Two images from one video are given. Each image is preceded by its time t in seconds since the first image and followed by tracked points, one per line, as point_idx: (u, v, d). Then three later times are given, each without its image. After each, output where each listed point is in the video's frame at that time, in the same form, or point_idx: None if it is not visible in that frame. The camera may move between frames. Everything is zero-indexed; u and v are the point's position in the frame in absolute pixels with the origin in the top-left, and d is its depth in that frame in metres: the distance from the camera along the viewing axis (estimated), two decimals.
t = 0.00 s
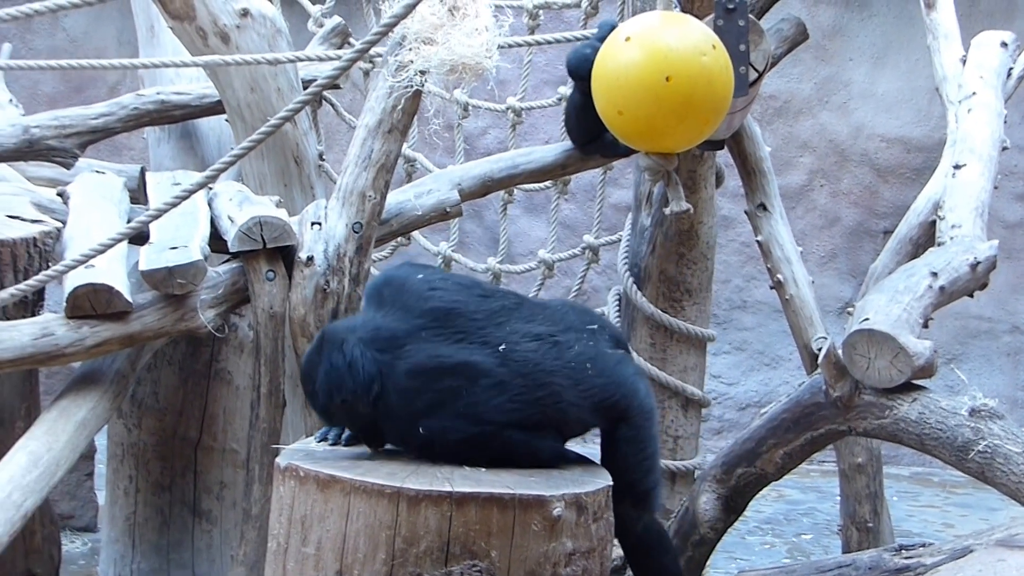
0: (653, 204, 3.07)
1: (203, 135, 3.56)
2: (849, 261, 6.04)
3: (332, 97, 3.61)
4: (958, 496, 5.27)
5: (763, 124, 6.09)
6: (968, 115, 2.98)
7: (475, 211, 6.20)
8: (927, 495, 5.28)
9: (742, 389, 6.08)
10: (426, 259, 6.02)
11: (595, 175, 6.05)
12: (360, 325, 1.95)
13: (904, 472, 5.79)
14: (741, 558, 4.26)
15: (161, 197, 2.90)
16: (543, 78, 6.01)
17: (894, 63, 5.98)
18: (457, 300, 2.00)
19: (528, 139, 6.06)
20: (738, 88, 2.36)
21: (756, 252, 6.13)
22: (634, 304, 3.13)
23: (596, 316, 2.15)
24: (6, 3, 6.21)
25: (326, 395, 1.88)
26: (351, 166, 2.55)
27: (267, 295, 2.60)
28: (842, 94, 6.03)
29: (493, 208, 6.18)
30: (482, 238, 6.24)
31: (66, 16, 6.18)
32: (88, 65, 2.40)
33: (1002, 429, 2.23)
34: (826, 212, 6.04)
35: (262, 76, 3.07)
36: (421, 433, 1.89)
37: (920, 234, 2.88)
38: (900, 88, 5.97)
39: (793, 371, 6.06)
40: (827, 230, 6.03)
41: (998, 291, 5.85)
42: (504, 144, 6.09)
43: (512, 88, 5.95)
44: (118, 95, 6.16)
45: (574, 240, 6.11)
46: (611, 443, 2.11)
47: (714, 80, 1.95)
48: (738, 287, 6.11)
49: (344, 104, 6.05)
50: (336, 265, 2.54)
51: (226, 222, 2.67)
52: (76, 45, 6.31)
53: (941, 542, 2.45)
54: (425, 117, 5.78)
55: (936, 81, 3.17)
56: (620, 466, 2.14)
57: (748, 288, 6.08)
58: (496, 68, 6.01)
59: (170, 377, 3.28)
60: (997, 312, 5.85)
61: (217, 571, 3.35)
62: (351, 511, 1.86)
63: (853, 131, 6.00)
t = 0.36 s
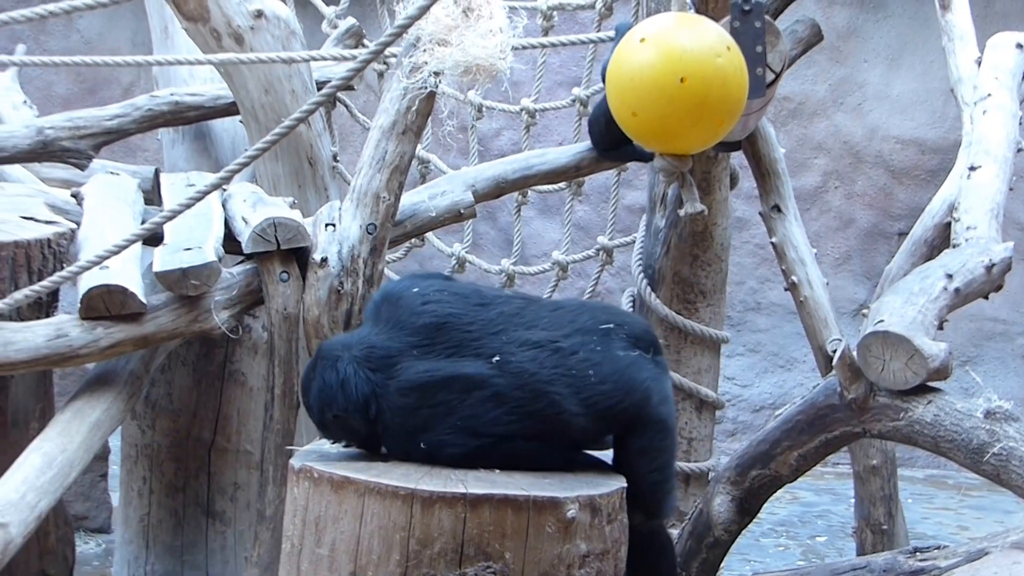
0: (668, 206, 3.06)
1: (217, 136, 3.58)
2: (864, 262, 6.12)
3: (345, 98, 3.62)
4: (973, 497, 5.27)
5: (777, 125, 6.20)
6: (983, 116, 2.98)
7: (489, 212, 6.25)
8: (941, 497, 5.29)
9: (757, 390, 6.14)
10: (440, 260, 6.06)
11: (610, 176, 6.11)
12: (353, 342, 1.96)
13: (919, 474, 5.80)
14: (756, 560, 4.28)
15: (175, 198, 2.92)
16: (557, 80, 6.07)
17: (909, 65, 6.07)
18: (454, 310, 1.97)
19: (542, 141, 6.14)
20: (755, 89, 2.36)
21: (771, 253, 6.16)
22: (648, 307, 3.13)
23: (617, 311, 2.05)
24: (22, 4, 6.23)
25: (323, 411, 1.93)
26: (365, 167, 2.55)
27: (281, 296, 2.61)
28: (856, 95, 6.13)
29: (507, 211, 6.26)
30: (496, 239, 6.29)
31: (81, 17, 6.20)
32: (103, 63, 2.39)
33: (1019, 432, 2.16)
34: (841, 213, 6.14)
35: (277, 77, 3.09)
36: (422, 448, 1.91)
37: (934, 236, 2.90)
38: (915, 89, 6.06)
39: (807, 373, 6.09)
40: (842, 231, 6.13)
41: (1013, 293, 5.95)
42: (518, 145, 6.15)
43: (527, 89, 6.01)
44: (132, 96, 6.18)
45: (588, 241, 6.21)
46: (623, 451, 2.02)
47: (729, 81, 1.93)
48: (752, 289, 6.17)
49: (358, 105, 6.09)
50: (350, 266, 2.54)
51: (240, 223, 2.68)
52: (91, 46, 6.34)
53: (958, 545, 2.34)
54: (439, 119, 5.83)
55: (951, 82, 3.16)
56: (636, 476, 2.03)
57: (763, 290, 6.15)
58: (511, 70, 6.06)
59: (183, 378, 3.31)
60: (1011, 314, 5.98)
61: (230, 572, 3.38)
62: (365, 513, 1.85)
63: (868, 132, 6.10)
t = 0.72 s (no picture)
0: (676, 206, 3.07)
1: (226, 137, 3.64)
2: (872, 265, 6.12)
3: (354, 99, 3.62)
4: (980, 499, 5.27)
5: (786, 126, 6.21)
6: (991, 117, 2.98)
7: (498, 213, 6.28)
8: (949, 498, 5.29)
9: (764, 392, 6.15)
10: (449, 260, 6.09)
11: (618, 177, 6.14)
12: (359, 346, 1.95)
13: (926, 476, 5.81)
14: (765, 561, 4.29)
15: (183, 200, 2.94)
16: (565, 81, 6.12)
17: (917, 66, 6.08)
18: (457, 312, 1.94)
19: (550, 142, 6.19)
20: (762, 90, 2.31)
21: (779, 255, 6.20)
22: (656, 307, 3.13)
23: (625, 308, 2.00)
24: (31, 5, 6.24)
25: (333, 412, 1.95)
26: (373, 168, 2.56)
27: (290, 297, 2.61)
28: (865, 97, 6.14)
29: (515, 211, 6.29)
30: (504, 240, 6.31)
31: (90, 17, 6.21)
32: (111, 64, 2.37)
33: None
34: (849, 214, 6.15)
35: (284, 78, 3.09)
36: (430, 451, 1.89)
37: (943, 238, 2.90)
38: (924, 91, 6.07)
39: (814, 374, 6.11)
40: (850, 233, 6.14)
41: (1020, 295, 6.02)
42: (526, 146, 6.18)
43: (536, 90, 6.04)
44: (141, 97, 6.19)
45: (596, 242, 6.25)
46: (633, 446, 2.00)
47: (739, 83, 1.88)
48: (761, 290, 6.21)
49: (367, 106, 6.11)
50: (359, 267, 2.55)
51: (248, 224, 2.69)
52: (99, 46, 6.34)
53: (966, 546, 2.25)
54: (448, 119, 5.85)
55: (959, 84, 3.16)
56: (647, 469, 2.03)
57: (771, 291, 6.18)
58: (520, 71, 6.09)
59: (192, 379, 3.35)
60: (1020, 315, 6.04)
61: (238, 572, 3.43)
62: (373, 514, 1.84)
63: (877, 133, 6.11)
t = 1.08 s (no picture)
0: (678, 207, 3.08)
1: (227, 137, 3.67)
2: (874, 266, 6.14)
3: (357, 98, 3.62)
4: (982, 500, 5.27)
5: (789, 128, 6.22)
6: (994, 119, 2.98)
7: (500, 214, 6.29)
8: (951, 500, 5.29)
9: (766, 393, 6.15)
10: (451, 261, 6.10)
11: (620, 178, 6.15)
12: (362, 351, 1.89)
13: (928, 477, 5.81)
14: (766, 562, 4.29)
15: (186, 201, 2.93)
16: (567, 82, 6.13)
17: (919, 67, 6.08)
18: (458, 317, 1.86)
19: (552, 143, 6.20)
20: (765, 91, 2.31)
21: (781, 256, 6.21)
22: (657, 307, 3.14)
23: (632, 313, 1.91)
24: (33, 5, 6.24)
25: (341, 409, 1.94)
26: (376, 169, 2.55)
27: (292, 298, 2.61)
28: (867, 98, 6.14)
29: (518, 212, 6.29)
30: (506, 241, 6.32)
31: (93, 17, 6.21)
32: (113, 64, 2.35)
33: None
34: (852, 216, 6.16)
35: (287, 77, 3.09)
36: (436, 456, 1.90)
37: (945, 239, 2.90)
38: (926, 92, 6.07)
39: (816, 375, 6.11)
40: (852, 235, 6.14)
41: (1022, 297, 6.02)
42: (529, 147, 6.18)
43: (538, 91, 6.05)
44: (143, 97, 6.19)
45: (598, 243, 6.25)
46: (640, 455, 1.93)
47: (741, 84, 1.87)
48: (763, 291, 6.22)
49: (369, 107, 6.11)
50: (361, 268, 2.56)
51: (251, 224, 2.69)
52: (102, 47, 6.33)
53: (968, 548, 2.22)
54: (451, 120, 5.86)
55: (962, 85, 3.17)
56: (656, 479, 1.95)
57: (773, 292, 6.19)
58: (522, 72, 6.10)
59: (193, 379, 3.36)
60: (1021, 317, 6.04)
61: (241, 572, 3.46)
62: (375, 514, 1.84)
63: (880, 135, 6.11)
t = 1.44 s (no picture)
0: (678, 208, 3.08)
1: (227, 137, 3.70)
2: (874, 267, 6.14)
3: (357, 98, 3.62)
4: (982, 502, 5.28)
5: (788, 129, 6.22)
6: (994, 121, 2.98)
7: (500, 215, 6.29)
8: (950, 501, 5.29)
9: (765, 394, 6.15)
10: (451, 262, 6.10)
11: (620, 179, 6.15)
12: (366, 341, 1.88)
13: (927, 478, 5.82)
14: (765, 564, 4.30)
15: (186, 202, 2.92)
16: (568, 82, 6.13)
17: (920, 69, 6.08)
18: (455, 316, 1.86)
19: (552, 144, 6.20)
20: (765, 93, 2.31)
21: (780, 257, 6.21)
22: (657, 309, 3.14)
23: (631, 320, 1.88)
24: (33, 4, 6.22)
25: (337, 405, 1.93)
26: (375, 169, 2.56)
27: (292, 298, 2.61)
28: (867, 99, 6.14)
29: (518, 213, 6.29)
30: (506, 242, 6.32)
31: (93, 17, 6.19)
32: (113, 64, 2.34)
33: None
34: (851, 217, 6.16)
35: (287, 78, 3.10)
36: (430, 455, 1.90)
37: (945, 240, 2.90)
38: (926, 94, 6.07)
39: (816, 377, 6.11)
40: (852, 236, 6.14)
41: (1021, 298, 6.02)
42: (529, 148, 6.18)
43: (538, 92, 6.06)
44: (143, 97, 6.18)
45: (598, 244, 6.25)
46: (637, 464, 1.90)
47: (741, 85, 1.87)
48: (763, 293, 6.22)
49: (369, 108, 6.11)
50: (360, 269, 2.56)
51: (250, 224, 2.69)
52: (102, 47, 6.32)
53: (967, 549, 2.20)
54: (450, 121, 5.86)
55: (962, 87, 3.18)
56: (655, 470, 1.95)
57: (773, 293, 6.19)
58: (522, 73, 6.09)
59: (193, 380, 3.36)
60: (1021, 318, 6.04)
61: (239, 572, 3.46)
62: (374, 514, 1.84)
63: (880, 136, 6.11)
